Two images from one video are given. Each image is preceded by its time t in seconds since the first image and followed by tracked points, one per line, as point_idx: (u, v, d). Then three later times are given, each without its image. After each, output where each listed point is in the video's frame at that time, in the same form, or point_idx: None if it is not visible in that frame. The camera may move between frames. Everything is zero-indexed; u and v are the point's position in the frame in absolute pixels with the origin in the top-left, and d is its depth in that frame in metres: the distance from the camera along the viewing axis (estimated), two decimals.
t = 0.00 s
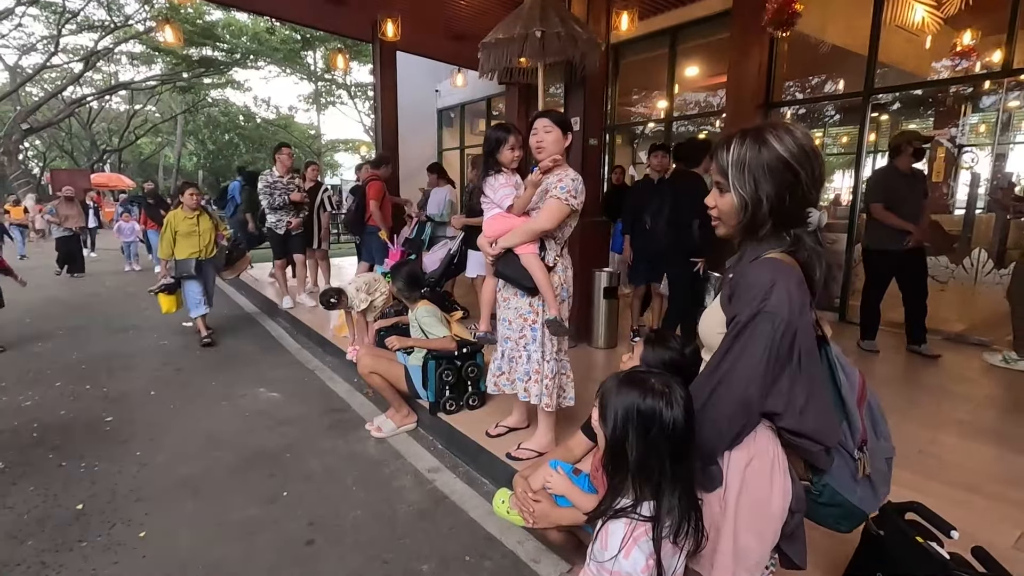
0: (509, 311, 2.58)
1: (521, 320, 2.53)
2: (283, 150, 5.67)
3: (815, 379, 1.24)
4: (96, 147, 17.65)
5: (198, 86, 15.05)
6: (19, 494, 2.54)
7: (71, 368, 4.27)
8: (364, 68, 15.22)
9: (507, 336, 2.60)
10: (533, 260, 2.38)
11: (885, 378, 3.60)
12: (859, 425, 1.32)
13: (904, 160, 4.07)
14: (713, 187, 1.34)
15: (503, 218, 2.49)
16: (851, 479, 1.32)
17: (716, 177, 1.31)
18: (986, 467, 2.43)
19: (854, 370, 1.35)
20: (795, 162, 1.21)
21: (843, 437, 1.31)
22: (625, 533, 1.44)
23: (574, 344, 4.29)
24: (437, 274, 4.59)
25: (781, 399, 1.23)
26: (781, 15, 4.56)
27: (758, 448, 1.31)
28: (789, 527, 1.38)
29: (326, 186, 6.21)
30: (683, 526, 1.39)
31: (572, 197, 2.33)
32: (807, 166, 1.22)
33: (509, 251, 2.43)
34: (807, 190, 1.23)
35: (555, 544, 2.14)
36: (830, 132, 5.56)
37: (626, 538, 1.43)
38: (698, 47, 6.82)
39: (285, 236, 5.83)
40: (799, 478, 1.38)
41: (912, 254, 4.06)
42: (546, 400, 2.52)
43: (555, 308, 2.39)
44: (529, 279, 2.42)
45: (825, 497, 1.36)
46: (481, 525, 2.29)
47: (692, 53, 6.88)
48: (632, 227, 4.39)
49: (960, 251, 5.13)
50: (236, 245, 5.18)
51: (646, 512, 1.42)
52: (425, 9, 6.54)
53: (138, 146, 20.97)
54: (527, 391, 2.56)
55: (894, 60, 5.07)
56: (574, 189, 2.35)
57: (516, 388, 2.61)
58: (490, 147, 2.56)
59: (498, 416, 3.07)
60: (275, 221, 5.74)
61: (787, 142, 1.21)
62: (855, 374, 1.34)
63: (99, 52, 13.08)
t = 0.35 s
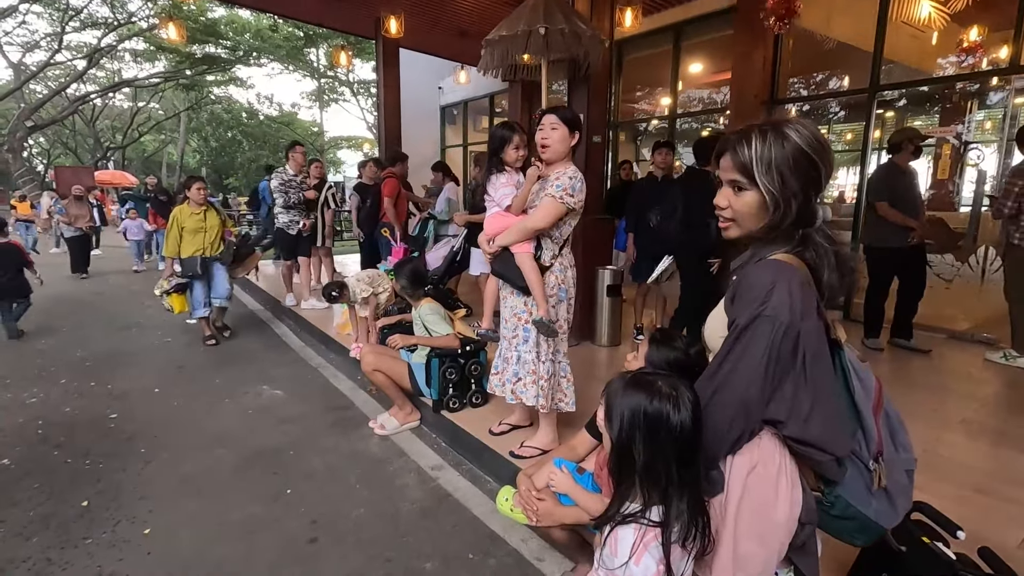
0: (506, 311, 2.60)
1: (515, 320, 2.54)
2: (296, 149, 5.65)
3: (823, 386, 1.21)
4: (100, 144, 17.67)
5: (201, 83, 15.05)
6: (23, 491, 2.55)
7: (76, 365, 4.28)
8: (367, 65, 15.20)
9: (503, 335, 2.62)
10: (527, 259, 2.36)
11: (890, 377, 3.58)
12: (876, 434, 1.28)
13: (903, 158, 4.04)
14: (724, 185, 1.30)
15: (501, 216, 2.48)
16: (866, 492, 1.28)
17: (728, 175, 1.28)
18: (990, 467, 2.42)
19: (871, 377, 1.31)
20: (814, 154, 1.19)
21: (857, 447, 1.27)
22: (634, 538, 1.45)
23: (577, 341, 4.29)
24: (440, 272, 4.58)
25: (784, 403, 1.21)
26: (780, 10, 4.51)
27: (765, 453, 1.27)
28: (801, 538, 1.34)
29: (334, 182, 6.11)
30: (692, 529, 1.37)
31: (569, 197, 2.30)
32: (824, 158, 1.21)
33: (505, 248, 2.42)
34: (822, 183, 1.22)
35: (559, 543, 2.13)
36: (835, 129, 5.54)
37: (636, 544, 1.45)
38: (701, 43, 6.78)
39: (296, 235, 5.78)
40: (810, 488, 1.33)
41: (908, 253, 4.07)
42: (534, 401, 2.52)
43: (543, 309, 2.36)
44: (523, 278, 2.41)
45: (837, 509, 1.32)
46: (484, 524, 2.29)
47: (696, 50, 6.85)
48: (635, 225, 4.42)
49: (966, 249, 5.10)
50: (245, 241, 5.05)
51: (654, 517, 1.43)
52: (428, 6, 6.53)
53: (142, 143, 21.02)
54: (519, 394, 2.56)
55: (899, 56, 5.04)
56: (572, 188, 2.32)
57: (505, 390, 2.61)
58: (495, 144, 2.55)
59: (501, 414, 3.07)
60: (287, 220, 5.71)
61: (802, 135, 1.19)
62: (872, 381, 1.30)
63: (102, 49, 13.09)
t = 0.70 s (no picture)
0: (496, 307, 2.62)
1: (503, 316, 2.56)
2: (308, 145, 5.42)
3: (829, 395, 1.20)
4: (102, 141, 17.68)
5: (202, 80, 15.04)
6: (26, 487, 2.56)
7: (79, 362, 4.29)
8: (369, 62, 15.18)
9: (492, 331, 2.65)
10: (515, 257, 2.39)
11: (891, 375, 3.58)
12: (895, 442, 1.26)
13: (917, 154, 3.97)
14: (718, 183, 1.31)
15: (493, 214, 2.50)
16: (889, 504, 1.27)
17: (722, 172, 1.28)
18: (990, 464, 2.42)
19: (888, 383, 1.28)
20: (812, 151, 1.19)
21: (875, 455, 1.25)
22: (636, 540, 1.44)
23: (578, 338, 4.30)
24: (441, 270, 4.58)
25: (785, 414, 1.21)
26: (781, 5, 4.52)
27: (771, 466, 1.26)
28: (821, 553, 1.32)
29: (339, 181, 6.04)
30: (693, 529, 1.34)
31: (559, 196, 2.30)
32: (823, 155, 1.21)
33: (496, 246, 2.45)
34: (819, 181, 1.22)
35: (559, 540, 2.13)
36: (837, 126, 5.52)
37: (637, 546, 1.44)
38: (703, 40, 6.77)
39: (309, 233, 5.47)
40: (830, 502, 1.32)
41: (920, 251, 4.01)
42: (512, 397, 2.56)
43: (527, 309, 2.40)
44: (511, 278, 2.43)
45: (860, 523, 1.29)
46: (485, 520, 2.30)
47: (698, 47, 6.83)
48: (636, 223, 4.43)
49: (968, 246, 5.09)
50: (254, 244, 4.73)
51: (655, 518, 1.42)
52: (429, 2, 6.51)
53: (144, 139, 21.05)
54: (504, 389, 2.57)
55: (902, 53, 5.03)
56: (564, 185, 2.31)
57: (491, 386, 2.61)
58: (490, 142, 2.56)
59: (502, 411, 3.07)
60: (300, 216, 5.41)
61: (801, 131, 1.19)
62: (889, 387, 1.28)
63: (104, 46, 13.08)
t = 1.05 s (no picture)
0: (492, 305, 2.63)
1: (498, 313, 2.57)
2: (309, 140, 5.25)
3: (824, 393, 1.15)
4: (103, 140, 17.72)
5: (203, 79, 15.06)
6: (27, 484, 2.57)
7: (79, 360, 4.31)
8: (370, 61, 15.20)
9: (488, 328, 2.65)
10: (511, 257, 2.41)
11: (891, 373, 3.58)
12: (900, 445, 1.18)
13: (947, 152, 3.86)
14: (709, 184, 1.30)
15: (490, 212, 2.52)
16: (894, 510, 1.19)
17: (712, 172, 1.28)
18: (988, 461, 2.42)
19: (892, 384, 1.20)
20: (801, 149, 1.18)
21: (879, 458, 1.18)
22: (633, 537, 1.45)
23: (577, 336, 4.31)
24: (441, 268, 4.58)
25: (773, 411, 1.17)
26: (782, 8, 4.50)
27: (766, 463, 1.20)
28: (825, 560, 1.26)
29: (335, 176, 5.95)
30: (691, 524, 1.35)
31: (555, 195, 2.31)
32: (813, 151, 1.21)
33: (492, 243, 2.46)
34: (810, 179, 1.21)
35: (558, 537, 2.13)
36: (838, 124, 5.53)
37: (634, 543, 1.44)
38: (703, 39, 6.78)
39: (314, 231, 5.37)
40: (832, 507, 1.25)
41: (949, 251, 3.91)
42: (502, 393, 2.58)
43: (519, 308, 2.39)
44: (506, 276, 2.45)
45: (865, 530, 1.20)
46: (483, 517, 2.30)
47: (698, 45, 6.82)
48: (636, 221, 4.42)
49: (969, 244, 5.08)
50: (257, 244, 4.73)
51: (653, 514, 1.42)
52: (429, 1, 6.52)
53: (145, 138, 21.09)
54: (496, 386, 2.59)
55: (900, 51, 5.01)
56: (562, 185, 2.32)
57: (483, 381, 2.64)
58: (484, 139, 2.56)
59: (501, 409, 3.08)
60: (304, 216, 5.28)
61: (790, 128, 1.19)
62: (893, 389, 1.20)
63: (105, 45, 13.11)
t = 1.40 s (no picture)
0: (495, 301, 2.59)
1: (503, 310, 2.54)
2: (308, 137, 5.19)
3: (816, 376, 1.10)
4: (104, 139, 17.72)
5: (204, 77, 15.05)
6: (26, 482, 2.57)
7: (79, 358, 4.31)
8: (370, 59, 15.19)
9: (490, 325, 2.62)
10: (521, 254, 2.38)
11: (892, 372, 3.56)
12: (891, 441, 1.05)
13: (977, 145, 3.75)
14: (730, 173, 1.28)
15: (493, 209, 2.47)
16: (878, 508, 1.09)
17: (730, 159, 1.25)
18: (989, 460, 2.41)
19: (894, 376, 1.06)
20: (815, 143, 1.12)
21: (870, 453, 1.09)
22: (631, 535, 1.45)
23: (577, 334, 4.30)
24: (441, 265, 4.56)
25: (764, 393, 1.12)
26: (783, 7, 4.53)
27: (758, 444, 1.14)
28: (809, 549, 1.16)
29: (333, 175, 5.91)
30: (691, 521, 1.35)
31: (562, 189, 2.31)
32: (831, 145, 1.13)
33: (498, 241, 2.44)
34: (825, 176, 1.13)
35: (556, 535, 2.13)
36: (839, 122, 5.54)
37: (632, 541, 1.44)
38: (704, 36, 6.75)
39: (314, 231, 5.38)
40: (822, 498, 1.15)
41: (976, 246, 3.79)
42: (512, 390, 2.54)
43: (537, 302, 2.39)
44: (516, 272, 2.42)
45: (850, 522, 1.12)
46: (481, 515, 2.30)
47: (699, 43, 6.81)
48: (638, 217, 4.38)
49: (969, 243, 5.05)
50: (255, 245, 4.39)
51: (651, 512, 1.42)
52: None
53: (145, 137, 21.08)
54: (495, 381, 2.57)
55: (901, 49, 5.06)
56: (566, 181, 2.33)
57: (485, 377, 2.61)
58: (485, 137, 2.57)
59: (500, 407, 3.09)
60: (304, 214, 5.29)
61: (807, 118, 1.14)
62: (895, 382, 1.06)
63: (105, 44, 13.09)
